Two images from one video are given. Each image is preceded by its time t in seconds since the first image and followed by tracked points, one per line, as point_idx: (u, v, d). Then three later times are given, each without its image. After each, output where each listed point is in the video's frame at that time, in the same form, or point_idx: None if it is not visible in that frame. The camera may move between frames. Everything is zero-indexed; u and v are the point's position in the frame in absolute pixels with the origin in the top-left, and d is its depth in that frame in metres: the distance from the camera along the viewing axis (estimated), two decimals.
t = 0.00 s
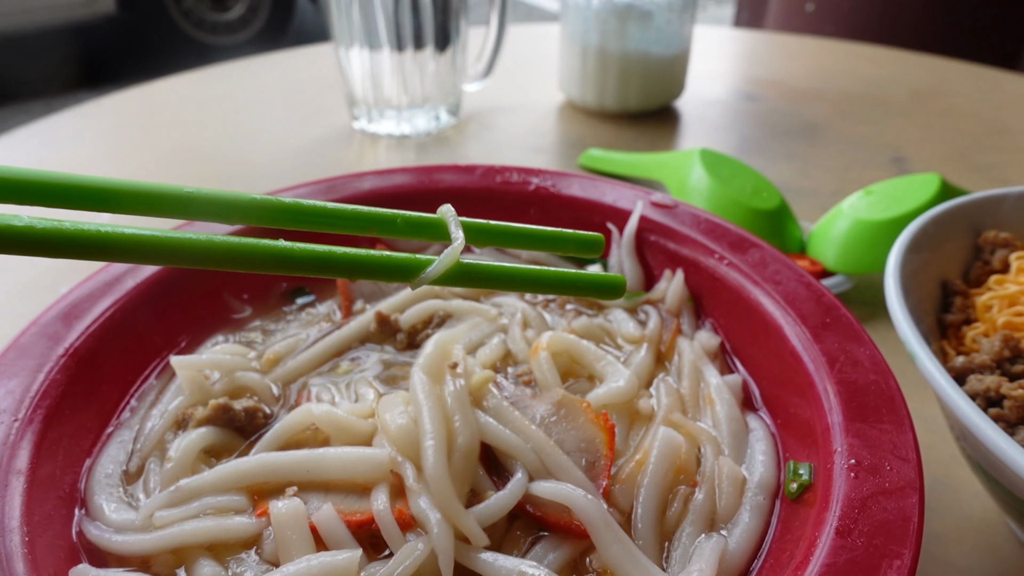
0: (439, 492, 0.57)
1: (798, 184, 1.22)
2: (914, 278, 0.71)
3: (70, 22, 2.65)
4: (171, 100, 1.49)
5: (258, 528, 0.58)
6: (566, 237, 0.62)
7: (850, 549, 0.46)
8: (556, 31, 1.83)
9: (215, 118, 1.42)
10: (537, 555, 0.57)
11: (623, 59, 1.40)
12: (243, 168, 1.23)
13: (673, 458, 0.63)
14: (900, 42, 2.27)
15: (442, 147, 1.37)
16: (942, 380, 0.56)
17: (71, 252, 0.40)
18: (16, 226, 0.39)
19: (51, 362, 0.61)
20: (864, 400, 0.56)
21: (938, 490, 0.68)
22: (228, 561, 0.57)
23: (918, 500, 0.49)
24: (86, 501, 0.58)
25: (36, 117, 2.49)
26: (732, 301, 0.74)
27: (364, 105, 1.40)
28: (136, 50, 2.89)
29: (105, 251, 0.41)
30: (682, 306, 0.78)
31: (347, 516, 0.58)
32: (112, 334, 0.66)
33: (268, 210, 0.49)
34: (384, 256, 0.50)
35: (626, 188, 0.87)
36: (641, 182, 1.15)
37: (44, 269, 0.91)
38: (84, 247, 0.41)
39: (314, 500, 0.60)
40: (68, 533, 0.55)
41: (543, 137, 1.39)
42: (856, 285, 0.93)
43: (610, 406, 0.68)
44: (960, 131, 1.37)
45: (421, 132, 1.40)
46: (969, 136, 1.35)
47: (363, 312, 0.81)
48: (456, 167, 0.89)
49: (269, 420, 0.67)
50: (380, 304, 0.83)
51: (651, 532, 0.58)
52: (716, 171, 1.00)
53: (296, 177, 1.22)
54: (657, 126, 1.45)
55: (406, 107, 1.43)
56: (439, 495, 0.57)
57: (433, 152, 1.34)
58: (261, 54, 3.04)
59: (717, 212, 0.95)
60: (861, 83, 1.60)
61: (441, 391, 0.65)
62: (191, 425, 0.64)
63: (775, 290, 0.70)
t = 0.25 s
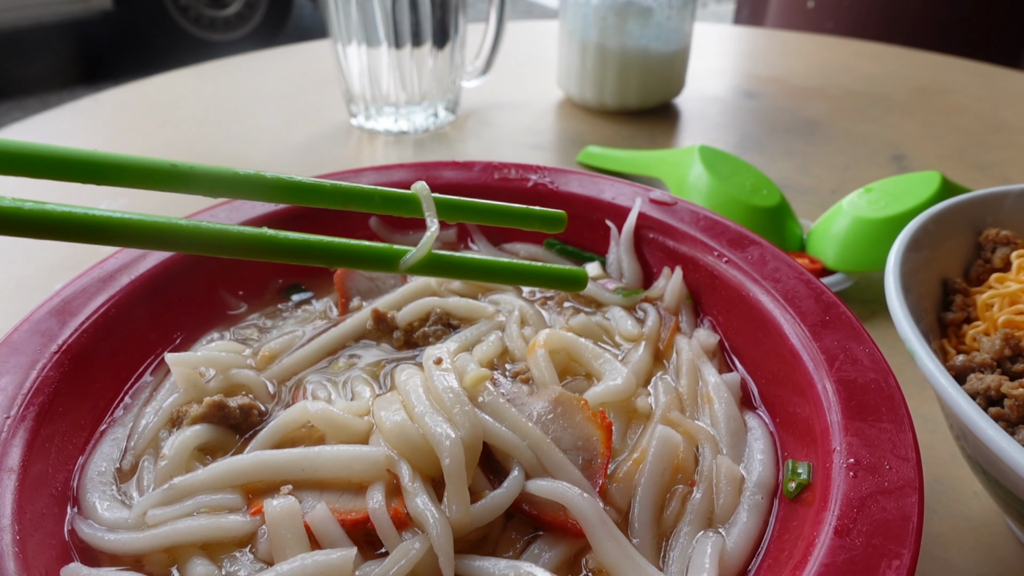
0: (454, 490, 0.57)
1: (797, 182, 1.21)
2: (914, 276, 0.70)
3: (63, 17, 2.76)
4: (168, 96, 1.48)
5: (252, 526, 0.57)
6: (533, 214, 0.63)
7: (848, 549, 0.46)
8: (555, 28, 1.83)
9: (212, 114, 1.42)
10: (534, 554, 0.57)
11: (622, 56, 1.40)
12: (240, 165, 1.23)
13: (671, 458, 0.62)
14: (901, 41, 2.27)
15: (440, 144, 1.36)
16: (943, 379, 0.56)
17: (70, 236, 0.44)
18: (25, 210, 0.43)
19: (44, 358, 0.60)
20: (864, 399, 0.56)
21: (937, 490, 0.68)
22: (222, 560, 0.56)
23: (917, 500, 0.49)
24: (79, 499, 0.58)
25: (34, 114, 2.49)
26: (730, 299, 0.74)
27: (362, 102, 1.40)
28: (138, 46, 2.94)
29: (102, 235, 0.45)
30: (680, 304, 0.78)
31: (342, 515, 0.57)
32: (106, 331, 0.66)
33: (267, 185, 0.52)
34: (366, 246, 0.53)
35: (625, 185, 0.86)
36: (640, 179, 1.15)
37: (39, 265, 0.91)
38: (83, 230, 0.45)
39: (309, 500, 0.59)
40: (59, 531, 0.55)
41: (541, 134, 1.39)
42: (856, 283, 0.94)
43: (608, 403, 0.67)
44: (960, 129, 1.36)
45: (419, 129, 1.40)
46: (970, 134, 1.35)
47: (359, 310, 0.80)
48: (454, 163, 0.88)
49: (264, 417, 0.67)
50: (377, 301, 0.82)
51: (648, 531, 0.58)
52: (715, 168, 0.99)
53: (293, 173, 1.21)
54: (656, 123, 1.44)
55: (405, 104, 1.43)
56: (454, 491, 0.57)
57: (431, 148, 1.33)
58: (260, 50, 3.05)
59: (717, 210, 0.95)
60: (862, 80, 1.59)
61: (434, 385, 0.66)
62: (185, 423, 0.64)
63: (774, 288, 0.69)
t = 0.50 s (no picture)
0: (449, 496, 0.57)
1: (795, 184, 1.21)
2: (912, 279, 0.70)
3: (64, 20, 2.71)
4: (166, 98, 1.48)
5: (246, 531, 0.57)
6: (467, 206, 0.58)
7: (845, 553, 0.45)
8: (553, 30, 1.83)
9: (210, 116, 1.42)
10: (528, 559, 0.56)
11: (620, 58, 1.40)
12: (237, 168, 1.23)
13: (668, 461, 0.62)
14: (899, 42, 2.27)
15: (438, 147, 1.36)
16: (939, 382, 0.56)
17: (67, 226, 0.41)
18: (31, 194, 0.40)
19: (38, 363, 0.60)
20: (861, 402, 0.56)
21: (935, 493, 0.68)
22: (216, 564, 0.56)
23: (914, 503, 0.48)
24: (73, 504, 0.58)
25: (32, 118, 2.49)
26: (727, 302, 0.73)
27: (359, 105, 1.40)
28: (138, 48, 2.95)
29: (100, 231, 0.42)
30: (677, 307, 0.78)
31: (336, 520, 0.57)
32: (100, 335, 0.65)
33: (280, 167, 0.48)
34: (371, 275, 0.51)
35: (621, 187, 0.86)
36: (637, 181, 1.14)
37: (36, 269, 0.91)
38: (82, 227, 0.41)
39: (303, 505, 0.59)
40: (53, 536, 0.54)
41: (539, 136, 1.39)
42: (854, 285, 0.94)
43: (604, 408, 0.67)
44: (958, 131, 1.36)
45: (417, 131, 1.40)
46: (968, 136, 1.35)
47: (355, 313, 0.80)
48: (451, 165, 0.88)
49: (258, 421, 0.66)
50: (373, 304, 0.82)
51: (644, 536, 0.58)
52: (712, 170, 0.99)
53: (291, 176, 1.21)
54: (654, 125, 1.44)
55: (402, 107, 1.43)
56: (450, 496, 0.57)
57: (429, 151, 1.33)
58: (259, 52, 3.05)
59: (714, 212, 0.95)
60: (861, 82, 1.59)
61: (428, 391, 0.65)
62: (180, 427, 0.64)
63: (771, 291, 0.69)
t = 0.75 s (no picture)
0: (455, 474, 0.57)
1: (803, 179, 1.21)
2: (923, 272, 0.70)
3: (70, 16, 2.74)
4: (173, 93, 1.48)
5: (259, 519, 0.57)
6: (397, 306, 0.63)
7: (859, 543, 0.45)
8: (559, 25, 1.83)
9: (216, 111, 1.42)
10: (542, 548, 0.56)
11: (627, 53, 1.39)
12: (245, 162, 1.23)
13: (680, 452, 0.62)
14: (907, 38, 2.26)
15: (445, 141, 1.36)
16: (953, 374, 0.56)
17: (73, 377, 0.35)
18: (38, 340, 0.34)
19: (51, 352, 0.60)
20: (874, 394, 0.56)
21: (946, 486, 0.67)
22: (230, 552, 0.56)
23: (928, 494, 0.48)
24: (86, 493, 0.58)
25: (36, 112, 2.50)
26: (738, 294, 0.73)
27: (366, 99, 1.40)
28: (142, 45, 2.95)
29: (108, 384, 0.36)
30: (687, 300, 0.78)
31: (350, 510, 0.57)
32: (112, 325, 0.66)
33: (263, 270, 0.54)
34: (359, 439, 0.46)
35: (631, 180, 0.86)
36: (645, 176, 1.14)
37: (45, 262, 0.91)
38: (62, 366, 0.35)
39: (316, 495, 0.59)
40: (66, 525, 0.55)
41: (546, 131, 1.39)
42: (862, 280, 0.94)
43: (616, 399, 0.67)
44: (967, 126, 1.36)
45: (423, 126, 1.40)
46: (977, 131, 1.34)
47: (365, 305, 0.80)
48: (460, 159, 0.89)
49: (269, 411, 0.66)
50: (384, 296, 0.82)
51: (657, 526, 0.58)
52: (721, 164, 0.99)
53: (298, 170, 1.21)
54: (661, 120, 1.44)
55: (409, 102, 1.43)
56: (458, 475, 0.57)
57: (435, 146, 1.33)
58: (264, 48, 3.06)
59: (722, 206, 0.95)
60: (869, 77, 1.58)
61: (439, 380, 0.65)
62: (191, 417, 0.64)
63: (782, 283, 0.69)
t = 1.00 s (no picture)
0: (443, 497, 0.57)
1: (795, 184, 1.22)
2: (911, 277, 0.71)
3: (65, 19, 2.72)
4: (169, 96, 1.49)
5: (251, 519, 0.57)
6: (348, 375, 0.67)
7: (844, 543, 0.46)
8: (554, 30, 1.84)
9: (211, 114, 1.42)
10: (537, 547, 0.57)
11: (621, 58, 1.40)
12: (240, 166, 1.23)
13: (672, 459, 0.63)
14: (900, 44, 2.28)
15: (439, 146, 1.37)
16: (938, 376, 0.56)
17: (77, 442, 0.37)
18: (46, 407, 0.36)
19: (45, 355, 0.61)
20: (860, 397, 0.56)
21: (934, 489, 0.68)
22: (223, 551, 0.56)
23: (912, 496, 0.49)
24: (79, 494, 0.58)
25: (32, 116, 2.50)
26: (728, 298, 0.74)
27: (361, 104, 1.40)
28: (138, 48, 2.96)
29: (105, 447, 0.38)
30: (678, 303, 0.79)
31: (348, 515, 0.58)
32: (107, 328, 0.66)
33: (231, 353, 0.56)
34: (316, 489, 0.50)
35: (623, 185, 0.87)
36: (639, 180, 1.15)
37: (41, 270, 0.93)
38: (66, 431, 0.37)
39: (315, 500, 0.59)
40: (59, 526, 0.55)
41: (540, 136, 1.39)
42: (852, 285, 0.93)
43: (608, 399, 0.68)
44: (958, 132, 1.37)
45: (418, 130, 1.41)
46: (967, 137, 1.35)
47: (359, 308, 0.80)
48: (454, 164, 0.89)
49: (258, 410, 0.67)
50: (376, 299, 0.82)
51: (648, 526, 0.58)
52: (713, 169, 1.00)
53: (294, 174, 1.22)
54: (655, 125, 1.45)
55: (404, 106, 1.43)
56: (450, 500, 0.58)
57: (430, 150, 1.34)
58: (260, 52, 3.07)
59: (714, 211, 0.95)
60: (861, 83, 1.60)
61: (427, 386, 0.66)
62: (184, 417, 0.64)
63: (771, 288, 0.69)
